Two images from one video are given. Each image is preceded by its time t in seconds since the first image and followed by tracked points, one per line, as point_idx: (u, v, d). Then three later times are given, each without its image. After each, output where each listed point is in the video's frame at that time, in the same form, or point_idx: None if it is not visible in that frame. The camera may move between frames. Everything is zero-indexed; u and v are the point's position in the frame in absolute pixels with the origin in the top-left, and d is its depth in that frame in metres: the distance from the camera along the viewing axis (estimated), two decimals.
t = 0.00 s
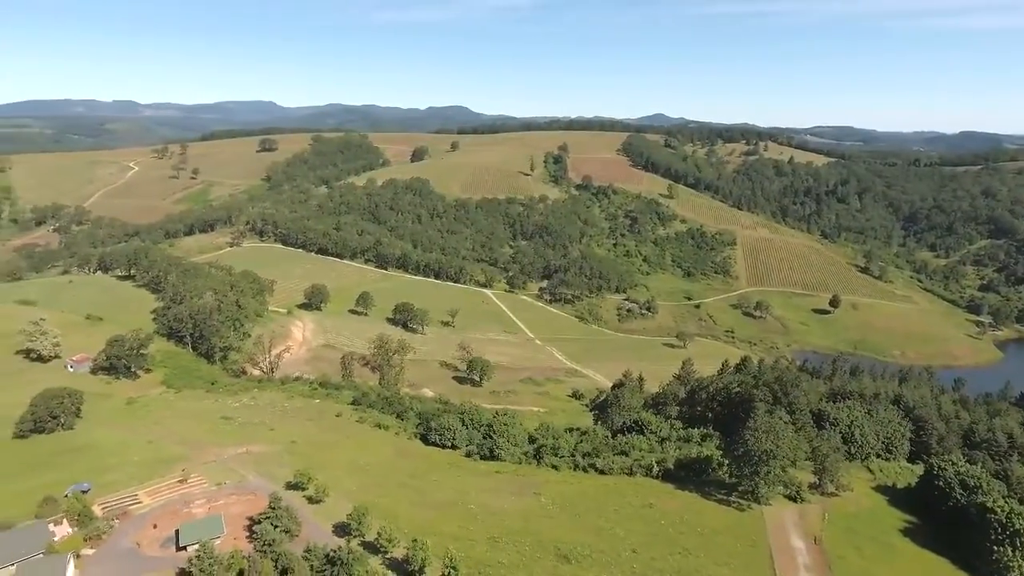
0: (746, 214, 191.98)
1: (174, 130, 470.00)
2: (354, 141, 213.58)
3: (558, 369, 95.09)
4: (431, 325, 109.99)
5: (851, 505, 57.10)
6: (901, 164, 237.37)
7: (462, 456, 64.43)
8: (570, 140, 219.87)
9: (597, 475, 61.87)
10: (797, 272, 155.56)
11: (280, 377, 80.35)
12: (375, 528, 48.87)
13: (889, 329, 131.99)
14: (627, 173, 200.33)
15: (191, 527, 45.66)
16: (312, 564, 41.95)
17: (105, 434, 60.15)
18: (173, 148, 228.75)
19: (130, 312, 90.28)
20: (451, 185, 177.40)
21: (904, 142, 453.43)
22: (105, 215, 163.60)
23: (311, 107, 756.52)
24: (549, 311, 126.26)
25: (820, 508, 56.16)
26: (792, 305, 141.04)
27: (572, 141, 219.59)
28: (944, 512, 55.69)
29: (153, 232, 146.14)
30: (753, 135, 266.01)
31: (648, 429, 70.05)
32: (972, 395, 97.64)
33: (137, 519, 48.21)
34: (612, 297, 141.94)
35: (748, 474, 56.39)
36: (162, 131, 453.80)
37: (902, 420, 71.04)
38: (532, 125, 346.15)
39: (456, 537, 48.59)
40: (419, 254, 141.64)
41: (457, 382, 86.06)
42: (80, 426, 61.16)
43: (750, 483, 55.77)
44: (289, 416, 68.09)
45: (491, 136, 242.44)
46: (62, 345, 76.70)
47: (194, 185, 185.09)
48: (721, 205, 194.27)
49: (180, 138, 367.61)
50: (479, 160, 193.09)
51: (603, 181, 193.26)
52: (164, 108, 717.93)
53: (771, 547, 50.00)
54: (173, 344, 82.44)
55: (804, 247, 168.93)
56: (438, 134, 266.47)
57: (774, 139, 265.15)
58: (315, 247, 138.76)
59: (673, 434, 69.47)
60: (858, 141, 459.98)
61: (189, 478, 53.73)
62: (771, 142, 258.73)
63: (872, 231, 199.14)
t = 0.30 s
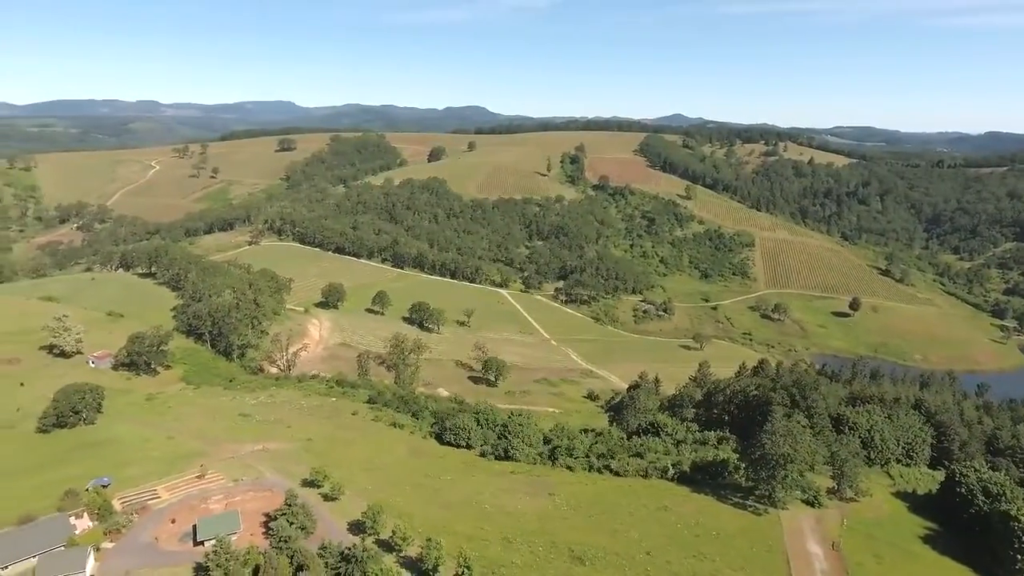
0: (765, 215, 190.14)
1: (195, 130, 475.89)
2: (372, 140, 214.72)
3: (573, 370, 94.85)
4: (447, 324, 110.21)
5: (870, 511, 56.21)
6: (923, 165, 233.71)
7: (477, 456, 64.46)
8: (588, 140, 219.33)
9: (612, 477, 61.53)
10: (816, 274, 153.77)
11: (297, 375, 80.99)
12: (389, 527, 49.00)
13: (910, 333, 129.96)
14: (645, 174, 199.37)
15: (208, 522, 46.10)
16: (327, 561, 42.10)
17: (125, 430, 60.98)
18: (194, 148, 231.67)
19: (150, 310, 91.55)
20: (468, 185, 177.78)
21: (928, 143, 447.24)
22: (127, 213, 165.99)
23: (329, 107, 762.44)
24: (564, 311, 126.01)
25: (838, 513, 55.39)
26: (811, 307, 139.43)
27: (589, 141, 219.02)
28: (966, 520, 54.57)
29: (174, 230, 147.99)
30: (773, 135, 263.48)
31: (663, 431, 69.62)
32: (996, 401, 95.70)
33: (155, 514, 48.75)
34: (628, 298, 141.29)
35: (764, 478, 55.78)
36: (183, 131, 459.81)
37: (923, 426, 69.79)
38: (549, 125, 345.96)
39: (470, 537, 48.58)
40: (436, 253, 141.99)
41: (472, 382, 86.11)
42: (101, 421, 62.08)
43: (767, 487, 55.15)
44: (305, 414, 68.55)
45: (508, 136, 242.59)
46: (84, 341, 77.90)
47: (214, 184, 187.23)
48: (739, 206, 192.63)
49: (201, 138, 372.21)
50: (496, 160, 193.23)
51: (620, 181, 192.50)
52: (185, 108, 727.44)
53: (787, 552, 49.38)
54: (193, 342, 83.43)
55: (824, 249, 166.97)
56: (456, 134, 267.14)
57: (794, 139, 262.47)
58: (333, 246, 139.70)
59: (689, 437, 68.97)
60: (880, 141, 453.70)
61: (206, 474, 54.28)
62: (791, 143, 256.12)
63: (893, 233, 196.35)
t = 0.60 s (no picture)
0: (784, 216, 188.13)
1: (215, 129, 481.59)
2: (390, 140, 215.82)
3: (589, 371, 94.55)
4: (463, 324, 110.39)
5: (890, 518, 55.31)
6: (948, 167, 229.74)
7: (492, 456, 64.50)
8: (605, 141, 218.59)
9: (627, 479, 61.26)
10: (836, 277, 151.83)
11: (314, 373, 81.61)
12: (404, 525, 49.14)
13: (933, 338, 127.81)
14: (663, 175, 198.26)
15: (226, 518, 46.52)
16: (342, 558, 42.30)
17: (146, 425, 61.87)
18: (215, 147, 234.58)
19: (171, 307, 92.75)
20: (485, 185, 178.07)
21: (953, 144, 439.70)
22: (149, 212, 168.42)
23: (348, 108, 768.29)
24: (581, 312, 125.70)
25: (857, 519, 54.57)
26: (831, 310, 137.71)
27: (607, 142, 218.32)
28: (990, 528, 53.51)
29: (194, 229, 149.85)
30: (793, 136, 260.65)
31: (680, 434, 69.15)
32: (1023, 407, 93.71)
33: (175, 508, 49.38)
34: (645, 300, 140.58)
35: (782, 482, 55.11)
36: (204, 131, 465.41)
37: (945, 432, 68.57)
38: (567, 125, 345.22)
39: (484, 536, 48.62)
40: (452, 253, 142.36)
41: (488, 382, 86.20)
42: (122, 416, 63.03)
43: (785, 492, 54.48)
44: (322, 412, 69.07)
45: (525, 136, 242.70)
46: (107, 337, 79.13)
47: (234, 184, 189.32)
48: (759, 208, 190.85)
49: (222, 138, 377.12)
50: (513, 160, 193.31)
51: (638, 182, 191.67)
52: (207, 108, 736.84)
53: (805, 558, 48.75)
54: (212, 339, 84.39)
55: (845, 251, 164.87)
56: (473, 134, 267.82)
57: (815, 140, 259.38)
58: (350, 246, 140.65)
59: (705, 440, 68.44)
60: (902, 142, 447.21)
61: (225, 470, 54.86)
62: (812, 144, 253.17)
63: (916, 236, 193.27)
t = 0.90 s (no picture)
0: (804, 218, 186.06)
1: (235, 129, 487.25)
2: (407, 140, 216.83)
3: (605, 372, 94.18)
4: (479, 324, 110.50)
5: (911, 525, 54.37)
6: (974, 168, 225.51)
7: (507, 456, 64.48)
8: (623, 141, 217.70)
9: (643, 481, 60.91)
10: (858, 280, 149.77)
11: (331, 371, 82.21)
12: (419, 524, 49.27)
13: (957, 343, 125.60)
14: (681, 176, 196.99)
15: (244, 513, 47.04)
16: (357, 556, 42.53)
17: (166, 420, 62.71)
18: (236, 147, 237.32)
19: (191, 305, 93.92)
20: (503, 185, 178.16)
21: (979, 144, 432.05)
22: (170, 210, 170.73)
23: (366, 108, 772.89)
24: (597, 313, 125.21)
25: (877, 526, 53.69)
26: (851, 314, 135.88)
27: (625, 142, 217.40)
28: (1014, 538, 52.37)
29: (215, 227, 151.55)
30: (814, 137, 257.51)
31: (696, 437, 68.60)
32: None
33: (193, 503, 49.95)
34: (662, 301, 139.73)
35: (800, 488, 54.47)
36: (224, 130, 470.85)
37: (969, 438, 67.25)
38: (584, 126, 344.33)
39: (499, 537, 48.58)
40: (469, 253, 142.58)
41: (504, 382, 86.19)
42: (143, 412, 63.95)
43: (803, 497, 53.87)
44: (339, 410, 69.50)
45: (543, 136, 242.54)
46: (129, 334, 80.33)
47: (253, 183, 191.36)
48: (778, 210, 188.94)
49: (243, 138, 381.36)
50: (531, 161, 193.19)
51: (656, 183, 190.70)
52: (227, 108, 745.55)
53: (823, 565, 48.07)
54: (231, 336, 85.29)
55: (866, 254, 162.60)
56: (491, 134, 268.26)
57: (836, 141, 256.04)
58: (368, 245, 141.48)
59: (723, 443, 67.82)
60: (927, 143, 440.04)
61: (242, 466, 55.40)
62: (833, 145, 249.93)
63: (940, 238, 189.99)
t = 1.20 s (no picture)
0: (827, 220, 183.61)
1: (257, 129, 492.90)
2: (427, 141, 217.68)
3: (624, 374, 93.69)
4: (498, 324, 110.52)
5: (935, 534, 53.26)
6: (1004, 170, 220.63)
7: (524, 457, 64.41)
8: (643, 142, 216.48)
9: (660, 484, 60.49)
10: (882, 283, 147.41)
11: (350, 370, 82.78)
12: (435, 523, 49.35)
13: (984, 348, 123.04)
14: (701, 177, 195.46)
15: (263, 509, 47.49)
16: (374, 554, 42.66)
17: (187, 416, 63.60)
18: (258, 147, 239.84)
19: (213, 303, 95.08)
20: (521, 185, 178.14)
21: (1009, 146, 422.72)
22: (193, 209, 173.15)
23: (386, 107, 778.58)
24: (616, 315, 124.56)
25: (900, 534, 52.70)
26: (875, 317, 133.76)
27: (645, 143, 216.18)
28: None
29: (237, 226, 153.38)
30: (838, 137, 253.86)
31: (715, 440, 67.93)
32: None
33: (213, 498, 50.57)
34: (681, 303, 138.72)
35: (820, 493, 53.67)
36: (247, 130, 476.30)
37: (996, 446, 65.72)
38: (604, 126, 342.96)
39: (515, 537, 48.54)
40: (488, 253, 142.77)
41: (522, 383, 86.12)
42: (165, 407, 64.89)
43: (823, 503, 53.07)
44: (356, 408, 69.97)
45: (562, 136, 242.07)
46: (152, 330, 81.55)
47: (275, 182, 193.41)
48: (801, 211, 186.68)
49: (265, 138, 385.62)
50: (550, 161, 192.93)
51: (676, 184, 189.43)
52: (250, 108, 755.20)
53: (843, 572, 47.31)
54: (252, 334, 86.23)
55: (891, 257, 159.97)
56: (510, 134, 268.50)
57: (861, 142, 252.19)
58: (387, 245, 142.27)
59: (742, 447, 67.09)
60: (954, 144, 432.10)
61: (261, 463, 55.97)
62: (858, 146, 246.11)
63: (967, 241, 186.14)
